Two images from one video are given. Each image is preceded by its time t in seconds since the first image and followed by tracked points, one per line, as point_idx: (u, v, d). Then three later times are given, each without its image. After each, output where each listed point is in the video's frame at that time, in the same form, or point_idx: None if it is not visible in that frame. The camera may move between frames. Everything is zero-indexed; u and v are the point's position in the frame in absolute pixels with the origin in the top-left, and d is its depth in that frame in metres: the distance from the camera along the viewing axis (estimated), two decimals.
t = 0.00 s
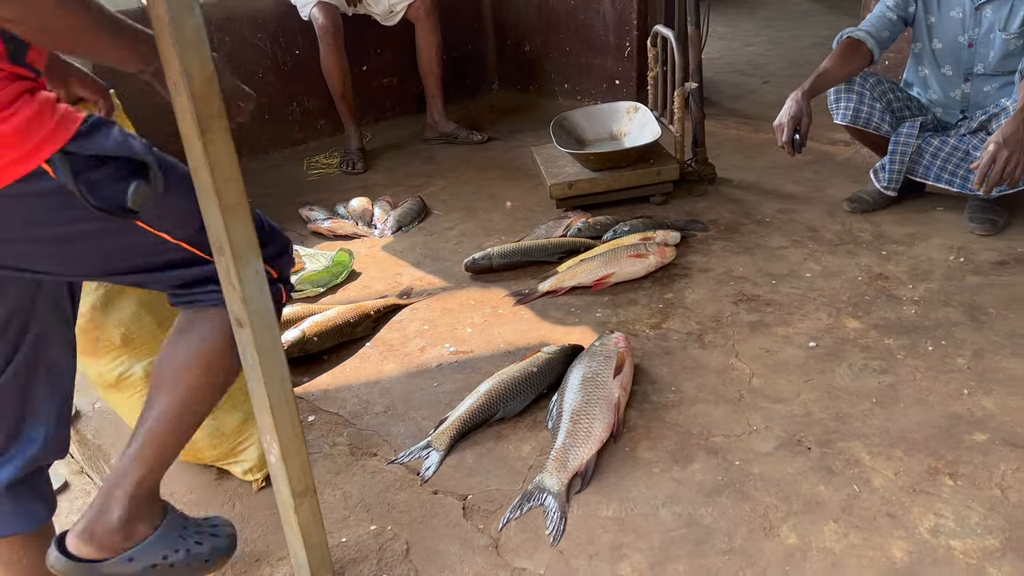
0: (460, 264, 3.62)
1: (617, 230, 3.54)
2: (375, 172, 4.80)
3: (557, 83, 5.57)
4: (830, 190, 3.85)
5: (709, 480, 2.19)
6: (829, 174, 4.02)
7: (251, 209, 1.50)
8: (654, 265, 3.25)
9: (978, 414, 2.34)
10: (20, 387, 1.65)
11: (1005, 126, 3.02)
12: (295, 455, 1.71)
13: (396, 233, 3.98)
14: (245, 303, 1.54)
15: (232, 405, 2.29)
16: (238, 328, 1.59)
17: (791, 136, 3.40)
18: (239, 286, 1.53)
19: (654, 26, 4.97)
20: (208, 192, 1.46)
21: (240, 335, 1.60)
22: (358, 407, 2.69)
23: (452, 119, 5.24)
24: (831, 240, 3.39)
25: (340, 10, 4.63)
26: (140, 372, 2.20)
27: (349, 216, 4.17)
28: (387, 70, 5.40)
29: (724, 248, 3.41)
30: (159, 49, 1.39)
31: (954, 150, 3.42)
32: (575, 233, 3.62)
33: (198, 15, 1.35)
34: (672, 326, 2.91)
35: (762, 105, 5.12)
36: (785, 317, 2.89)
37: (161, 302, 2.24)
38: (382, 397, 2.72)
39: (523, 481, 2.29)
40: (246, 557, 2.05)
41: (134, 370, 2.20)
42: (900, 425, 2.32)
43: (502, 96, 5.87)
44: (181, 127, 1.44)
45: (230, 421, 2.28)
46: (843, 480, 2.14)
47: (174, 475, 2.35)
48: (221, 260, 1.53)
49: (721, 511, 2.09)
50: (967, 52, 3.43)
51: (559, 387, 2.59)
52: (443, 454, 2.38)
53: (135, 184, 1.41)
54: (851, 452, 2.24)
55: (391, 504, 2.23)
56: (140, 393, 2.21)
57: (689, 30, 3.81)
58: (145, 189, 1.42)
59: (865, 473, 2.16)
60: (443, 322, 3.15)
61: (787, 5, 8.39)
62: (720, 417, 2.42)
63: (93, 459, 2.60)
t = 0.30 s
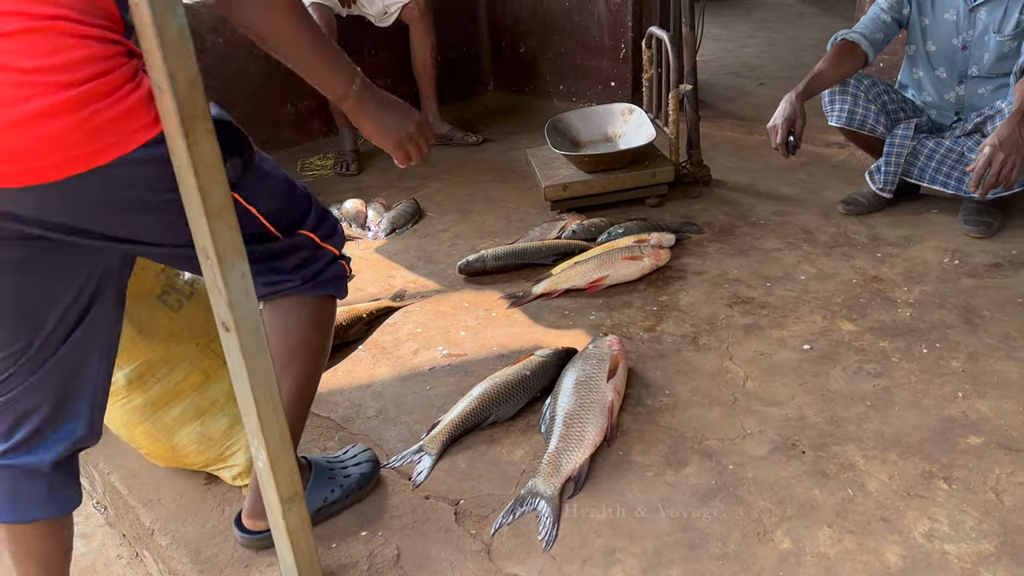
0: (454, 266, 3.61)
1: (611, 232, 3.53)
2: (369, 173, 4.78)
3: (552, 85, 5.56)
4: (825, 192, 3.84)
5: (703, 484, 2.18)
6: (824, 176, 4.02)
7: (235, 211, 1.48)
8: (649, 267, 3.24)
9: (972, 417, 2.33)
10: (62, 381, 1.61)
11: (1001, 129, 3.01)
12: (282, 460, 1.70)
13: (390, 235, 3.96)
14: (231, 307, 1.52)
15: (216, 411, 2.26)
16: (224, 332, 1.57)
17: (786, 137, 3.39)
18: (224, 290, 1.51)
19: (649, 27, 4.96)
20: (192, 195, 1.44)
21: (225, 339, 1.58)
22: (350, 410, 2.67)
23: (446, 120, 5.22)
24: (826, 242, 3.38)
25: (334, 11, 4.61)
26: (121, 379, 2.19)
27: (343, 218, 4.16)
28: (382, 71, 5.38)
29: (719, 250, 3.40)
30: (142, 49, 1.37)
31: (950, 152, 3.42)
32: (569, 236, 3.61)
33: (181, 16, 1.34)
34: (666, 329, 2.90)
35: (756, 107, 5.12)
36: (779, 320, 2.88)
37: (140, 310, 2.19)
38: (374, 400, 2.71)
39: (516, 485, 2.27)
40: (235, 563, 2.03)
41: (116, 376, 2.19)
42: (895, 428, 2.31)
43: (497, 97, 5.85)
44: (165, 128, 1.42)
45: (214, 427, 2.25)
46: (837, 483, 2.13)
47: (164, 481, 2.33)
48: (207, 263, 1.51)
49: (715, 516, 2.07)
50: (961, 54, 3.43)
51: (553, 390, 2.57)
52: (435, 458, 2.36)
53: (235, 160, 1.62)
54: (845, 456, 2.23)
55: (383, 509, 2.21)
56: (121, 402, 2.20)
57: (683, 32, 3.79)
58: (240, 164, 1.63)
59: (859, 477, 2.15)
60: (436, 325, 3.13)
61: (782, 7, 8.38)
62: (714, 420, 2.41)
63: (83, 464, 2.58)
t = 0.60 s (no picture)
0: (459, 266, 3.60)
1: (616, 232, 3.53)
2: (374, 173, 4.78)
3: (556, 85, 5.56)
4: (831, 193, 3.84)
5: (708, 485, 2.17)
6: (830, 177, 4.01)
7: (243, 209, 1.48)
8: (654, 268, 3.23)
9: (980, 419, 2.32)
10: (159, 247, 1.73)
11: (1009, 130, 3.00)
12: (289, 460, 1.69)
13: (394, 235, 3.96)
14: (238, 305, 1.52)
15: (222, 410, 2.28)
16: (230, 331, 1.57)
17: (793, 137, 3.38)
18: (231, 288, 1.51)
19: (654, 28, 4.96)
20: (200, 193, 1.45)
21: (232, 338, 1.58)
22: (355, 410, 2.67)
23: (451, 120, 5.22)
24: (832, 244, 3.37)
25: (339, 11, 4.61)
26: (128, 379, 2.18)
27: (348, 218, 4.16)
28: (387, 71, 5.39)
29: (724, 251, 3.40)
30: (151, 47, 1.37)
31: (956, 153, 3.42)
32: (574, 236, 3.60)
33: (190, 14, 1.34)
34: (672, 329, 2.89)
35: (762, 108, 5.11)
36: (785, 321, 2.87)
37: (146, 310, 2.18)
38: (379, 400, 2.70)
39: (521, 485, 2.27)
40: (239, 562, 2.03)
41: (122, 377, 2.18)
42: (901, 430, 2.30)
43: (501, 98, 5.85)
44: (174, 125, 1.42)
45: (221, 426, 2.26)
46: (843, 485, 2.12)
47: (169, 480, 2.33)
48: (214, 261, 1.51)
49: (720, 517, 2.07)
50: (968, 55, 3.42)
51: (558, 391, 2.57)
52: (440, 458, 2.35)
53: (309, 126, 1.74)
54: (852, 457, 2.22)
55: (388, 508, 2.21)
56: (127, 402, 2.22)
57: (689, 32, 3.78)
58: (312, 134, 1.75)
59: (866, 479, 2.14)
60: (441, 325, 3.13)
61: (787, 8, 8.37)
62: (720, 421, 2.41)
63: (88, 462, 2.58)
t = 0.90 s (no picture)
0: (469, 266, 3.62)
1: (626, 233, 3.53)
2: (384, 173, 4.80)
3: (566, 86, 5.57)
4: (841, 195, 3.83)
5: (719, 486, 2.18)
6: (840, 179, 4.01)
7: (262, 210, 1.50)
8: (664, 269, 3.24)
9: (991, 422, 2.32)
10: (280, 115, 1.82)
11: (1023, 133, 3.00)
12: (304, 459, 1.71)
13: (405, 235, 3.97)
14: (256, 305, 1.54)
15: (236, 408, 2.26)
16: (248, 330, 1.58)
17: (805, 139, 3.39)
18: (249, 288, 1.52)
19: (665, 29, 4.96)
20: (219, 194, 1.46)
21: (250, 338, 1.59)
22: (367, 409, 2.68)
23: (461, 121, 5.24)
24: (842, 246, 3.37)
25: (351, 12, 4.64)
26: (142, 379, 2.19)
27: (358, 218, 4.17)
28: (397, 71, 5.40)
29: (734, 253, 3.40)
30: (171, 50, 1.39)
31: (969, 155, 3.41)
32: (584, 237, 3.61)
33: (211, 18, 1.35)
34: (682, 330, 2.90)
35: (772, 109, 5.10)
36: (796, 323, 2.87)
37: (160, 311, 2.18)
38: (390, 400, 2.72)
39: (532, 485, 2.28)
40: (254, 559, 2.04)
41: (136, 377, 2.19)
42: (912, 432, 2.31)
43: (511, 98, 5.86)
44: (193, 128, 1.43)
45: (234, 425, 2.25)
46: (854, 488, 2.13)
47: (183, 477, 2.34)
48: (233, 262, 1.53)
49: (732, 518, 2.07)
50: (980, 57, 3.41)
51: (568, 391, 2.57)
52: (451, 458, 2.36)
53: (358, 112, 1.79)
54: (862, 460, 2.22)
55: (400, 507, 2.22)
56: (141, 402, 2.21)
57: (699, 34, 3.79)
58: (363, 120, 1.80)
59: (877, 481, 2.14)
60: (452, 325, 3.14)
61: (797, 10, 8.36)
62: (731, 423, 2.41)
63: (102, 460, 2.61)
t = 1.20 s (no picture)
0: (483, 265, 3.62)
1: (640, 232, 3.54)
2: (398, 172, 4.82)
3: (579, 85, 5.57)
4: (856, 194, 3.82)
5: (736, 486, 2.18)
6: (856, 178, 3.99)
7: (284, 210, 1.51)
8: (679, 268, 3.24)
9: (1010, 423, 2.31)
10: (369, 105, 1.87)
11: None
12: (323, 455, 1.72)
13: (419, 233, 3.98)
14: (278, 303, 1.55)
15: (256, 406, 2.29)
16: (269, 328, 1.59)
17: (823, 138, 3.38)
18: (271, 287, 1.54)
19: (679, 28, 4.96)
20: (241, 192, 1.47)
21: (271, 335, 1.61)
22: (383, 406, 2.69)
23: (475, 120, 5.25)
24: (858, 245, 3.36)
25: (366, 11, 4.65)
26: (164, 375, 2.22)
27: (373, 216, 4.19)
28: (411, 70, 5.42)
29: (749, 252, 3.39)
30: (196, 50, 1.40)
31: (987, 155, 3.40)
32: (599, 236, 3.62)
33: (235, 19, 1.36)
34: (697, 330, 2.90)
35: (786, 108, 5.09)
36: (812, 323, 2.87)
37: (183, 308, 2.20)
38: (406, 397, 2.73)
39: (548, 484, 2.28)
40: (273, 555, 2.06)
41: (158, 373, 2.22)
42: (930, 432, 2.30)
43: (524, 98, 5.87)
44: (218, 128, 1.45)
45: (254, 421, 2.27)
46: (872, 487, 2.12)
47: (201, 473, 2.36)
48: (255, 260, 1.54)
49: (748, 517, 2.07)
50: (998, 57, 3.39)
51: (584, 390, 2.58)
52: (467, 456, 2.37)
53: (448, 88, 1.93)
54: (880, 460, 2.22)
55: (417, 504, 2.23)
56: (162, 397, 2.24)
57: (715, 33, 3.78)
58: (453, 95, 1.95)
59: (895, 481, 2.14)
60: (467, 323, 3.15)
61: (811, 8, 8.32)
62: (747, 422, 2.41)
63: (122, 455, 2.63)
